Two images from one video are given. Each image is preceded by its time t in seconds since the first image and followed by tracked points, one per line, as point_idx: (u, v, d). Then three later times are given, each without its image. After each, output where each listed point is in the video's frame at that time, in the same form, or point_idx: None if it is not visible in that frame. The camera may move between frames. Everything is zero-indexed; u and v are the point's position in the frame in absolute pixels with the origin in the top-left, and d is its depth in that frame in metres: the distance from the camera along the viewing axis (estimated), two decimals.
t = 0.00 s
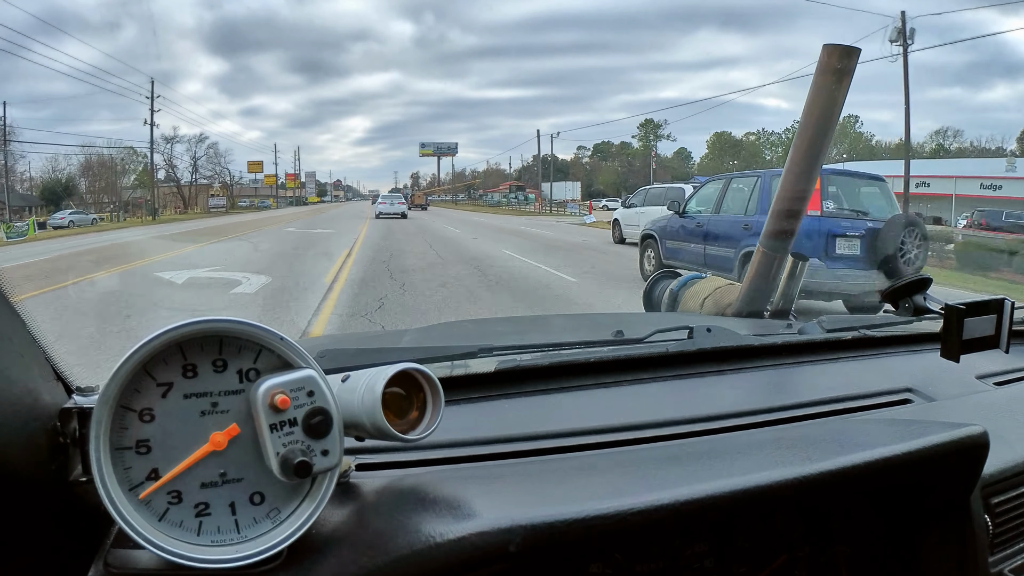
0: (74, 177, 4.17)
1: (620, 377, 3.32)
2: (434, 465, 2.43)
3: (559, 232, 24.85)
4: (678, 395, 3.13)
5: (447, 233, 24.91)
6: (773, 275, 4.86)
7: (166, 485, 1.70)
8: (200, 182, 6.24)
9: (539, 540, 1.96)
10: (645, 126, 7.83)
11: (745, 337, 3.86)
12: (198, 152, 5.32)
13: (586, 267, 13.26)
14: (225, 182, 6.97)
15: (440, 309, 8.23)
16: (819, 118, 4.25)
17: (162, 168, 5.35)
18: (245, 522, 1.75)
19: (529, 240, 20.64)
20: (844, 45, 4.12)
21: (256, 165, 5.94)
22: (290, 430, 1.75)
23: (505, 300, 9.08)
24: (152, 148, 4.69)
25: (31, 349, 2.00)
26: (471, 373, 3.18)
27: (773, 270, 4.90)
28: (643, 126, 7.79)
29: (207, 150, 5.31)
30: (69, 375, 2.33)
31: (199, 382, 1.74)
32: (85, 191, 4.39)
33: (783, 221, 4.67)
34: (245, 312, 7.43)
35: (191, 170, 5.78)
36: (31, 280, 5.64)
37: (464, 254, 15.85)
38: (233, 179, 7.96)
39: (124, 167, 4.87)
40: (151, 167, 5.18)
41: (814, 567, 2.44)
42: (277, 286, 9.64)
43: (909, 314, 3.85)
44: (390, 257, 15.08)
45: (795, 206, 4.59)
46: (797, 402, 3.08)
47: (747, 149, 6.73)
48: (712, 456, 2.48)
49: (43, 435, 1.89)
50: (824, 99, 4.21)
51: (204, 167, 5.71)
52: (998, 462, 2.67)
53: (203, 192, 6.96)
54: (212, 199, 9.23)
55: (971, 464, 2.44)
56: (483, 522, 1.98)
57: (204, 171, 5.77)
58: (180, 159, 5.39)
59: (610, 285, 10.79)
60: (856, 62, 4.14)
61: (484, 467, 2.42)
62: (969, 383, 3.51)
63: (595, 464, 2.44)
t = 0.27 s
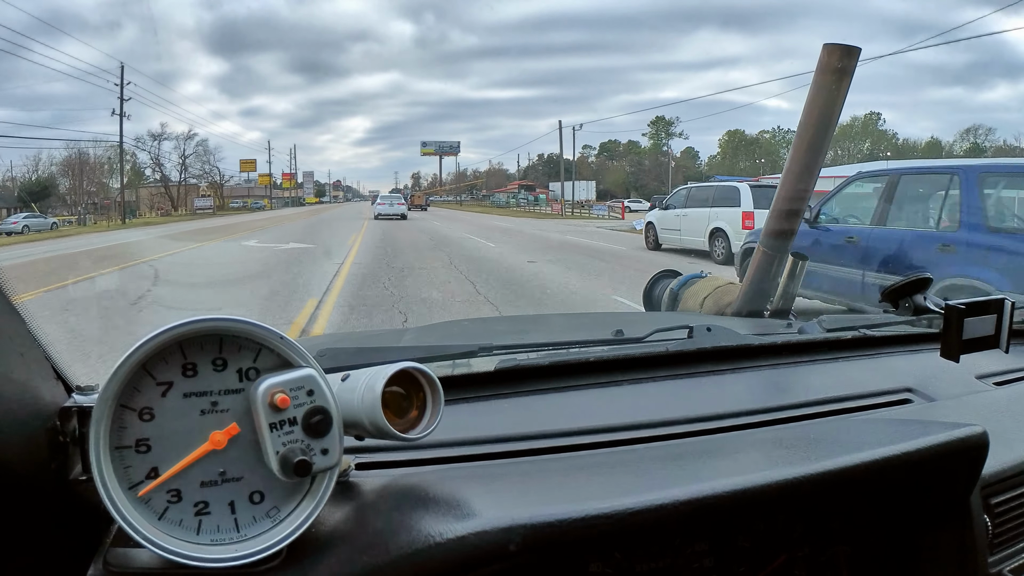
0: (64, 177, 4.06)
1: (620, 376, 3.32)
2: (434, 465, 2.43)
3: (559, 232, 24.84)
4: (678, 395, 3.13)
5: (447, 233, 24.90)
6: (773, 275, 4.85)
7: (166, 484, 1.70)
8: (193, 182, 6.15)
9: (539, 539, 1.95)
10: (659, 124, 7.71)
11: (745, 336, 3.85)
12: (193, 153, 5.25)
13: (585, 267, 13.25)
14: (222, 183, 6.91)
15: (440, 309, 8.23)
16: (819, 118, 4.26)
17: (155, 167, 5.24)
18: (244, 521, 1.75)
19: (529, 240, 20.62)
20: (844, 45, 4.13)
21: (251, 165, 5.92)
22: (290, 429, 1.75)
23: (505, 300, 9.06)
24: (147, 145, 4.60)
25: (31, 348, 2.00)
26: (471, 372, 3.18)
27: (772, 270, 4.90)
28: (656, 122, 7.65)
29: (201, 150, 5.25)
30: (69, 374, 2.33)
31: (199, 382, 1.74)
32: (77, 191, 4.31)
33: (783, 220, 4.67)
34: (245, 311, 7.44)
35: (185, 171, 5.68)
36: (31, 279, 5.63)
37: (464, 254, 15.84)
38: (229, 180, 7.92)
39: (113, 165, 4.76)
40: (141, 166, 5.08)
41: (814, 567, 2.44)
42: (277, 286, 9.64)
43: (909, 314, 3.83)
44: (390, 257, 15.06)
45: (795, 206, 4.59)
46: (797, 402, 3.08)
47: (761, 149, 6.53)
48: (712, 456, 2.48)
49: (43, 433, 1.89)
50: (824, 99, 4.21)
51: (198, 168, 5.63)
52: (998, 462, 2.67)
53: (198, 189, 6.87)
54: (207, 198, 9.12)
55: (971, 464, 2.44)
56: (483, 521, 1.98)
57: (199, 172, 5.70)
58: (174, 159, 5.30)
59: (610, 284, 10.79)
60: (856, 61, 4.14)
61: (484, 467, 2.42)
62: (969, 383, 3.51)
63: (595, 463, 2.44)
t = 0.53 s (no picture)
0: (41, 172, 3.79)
1: (620, 377, 3.32)
2: (433, 465, 2.43)
3: (559, 233, 24.84)
4: (678, 395, 3.13)
5: (447, 233, 24.89)
6: (773, 275, 4.85)
7: (165, 484, 1.70)
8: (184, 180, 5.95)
9: (539, 540, 1.95)
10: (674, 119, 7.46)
11: (745, 336, 3.86)
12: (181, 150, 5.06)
13: (585, 268, 13.24)
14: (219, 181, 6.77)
15: (439, 309, 8.23)
16: (819, 118, 4.26)
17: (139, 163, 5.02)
18: (244, 521, 1.75)
19: (529, 240, 20.63)
20: (844, 45, 4.13)
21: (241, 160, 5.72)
22: (290, 429, 1.75)
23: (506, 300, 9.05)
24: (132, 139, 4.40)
25: (31, 348, 2.00)
26: (471, 372, 3.18)
27: (772, 270, 4.90)
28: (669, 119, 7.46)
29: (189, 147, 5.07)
30: (70, 374, 2.33)
31: (199, 382, 1.74)
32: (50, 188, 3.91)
33: (783, 220, 4.67)
34: (246, 311, 7.45)
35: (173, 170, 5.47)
36: (31, 279, 5.64)
37: (464, 254, 15.84)
38: (228, 179, 7.78)
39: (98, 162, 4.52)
40: (126, 163, 4.85)
41: (814, 567, 2.44)
42: (276, 286, 9.64)
43: (909, 314, 3.81)
44: (389, 257, 15.07)
45: (795, 206, 4.59)
46: (797, 402, 3.08)
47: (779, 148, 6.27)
48: (712, 456, 2.48)
49: (44, 434, 1.89)
50: (824, 100, 4.21)
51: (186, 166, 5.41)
52: (998, 462, 2.67)
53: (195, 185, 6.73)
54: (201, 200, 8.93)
55: (971, 465, 2.44)
56: (483, 522, 1.98)
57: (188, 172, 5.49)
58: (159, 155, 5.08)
59: (609, 285, 10.80)
60: (856, 62, 4.15)
61: (484, 467, 2.42)
62: (969, 383, 3.51)
63: (595, 463, 2.44)
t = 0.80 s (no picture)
0: (15, 167, 3.38)
1: (620, 377, 3.32)
2: (434, 465, 2.43)
3: (559, 233, 24.84)
4: (678, 395, 3.13)
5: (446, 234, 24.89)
6: (773, 275, 4.85)
7: (166, 484, 1.70)
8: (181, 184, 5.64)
9: (539, 539, 1.95)
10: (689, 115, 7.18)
11: (746, 337, 3.85)
12: (173, 148, 4.72)
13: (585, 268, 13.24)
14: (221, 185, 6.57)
15: (439, 309, 8.23)
16: (819, 118, 4.26)
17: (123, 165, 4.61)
18: (245, 521, 1.75)
19: (529, 241, 20.63)
20: (844, 45, 4.13)
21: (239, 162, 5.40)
22: (290, 429, 1.75)
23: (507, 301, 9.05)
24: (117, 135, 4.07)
25: (32, 348, 2.00)
26: (471, 372, 3.18)
27: (772, 270, 4.89)
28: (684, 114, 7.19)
29: (179, 145, 4.74)
30: (70, 374, 2.33)
31: (199, 381, 1.74)
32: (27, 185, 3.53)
33: (783, 220, 4.66)
34: (246, 311, 7.46)
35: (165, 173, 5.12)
36: (31, 279, 5.64)
37: (464, 254, 15.85)
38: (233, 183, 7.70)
39: (81, 162, 4.12)
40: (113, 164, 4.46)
41: (815, 567, 2.44)
42: (276, 286, 9.63)
43: (910, 314, 3.81)
44: (389, 258, 15.07)
45: (796, 206, 4.59)
46: (798, 402, 3.08)
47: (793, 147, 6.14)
48: (712, 456, 2.48)
49: (44, 434, 1.89)
50: (824, 99, 4.21)
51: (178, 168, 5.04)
52: (998, 462, 2.67)
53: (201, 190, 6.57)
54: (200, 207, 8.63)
55: (972, 464, 2.44)
56: (483, 521, 1.98)
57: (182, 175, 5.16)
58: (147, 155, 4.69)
59: (609, 285, 10.80)
60: (856, 62, 4.15)
61: (485, 467, 2.42)
62: (969, 383, 3.51)
63: (596, 463, 2.44)
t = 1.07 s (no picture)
0: None
1: (620, 377, 3.32)
2: (434, 465, 2.43)
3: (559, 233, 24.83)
4: (678, 395, 3.13)
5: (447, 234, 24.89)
6: (773, 275, 4.84)
7: (166, 484, 1.70)
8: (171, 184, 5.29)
9: (539, 539, 1.95)
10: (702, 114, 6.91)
11: (746, 336, 3.85)
12: (158, 144, 4.34)
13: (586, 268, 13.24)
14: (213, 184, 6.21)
15: (440, 309, 8.23)
16: (820, 117, 4.26)
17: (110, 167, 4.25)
18: (245, 521, 1.75)
19: (529, 241, 20.63)
20: (845, 45, 4.14)
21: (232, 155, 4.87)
22: (290, 429, 1.75)
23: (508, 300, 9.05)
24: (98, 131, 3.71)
25: (32, 348, 2.00)
26: (471, 372, 3.18)
27: (773, 269, 4.89)
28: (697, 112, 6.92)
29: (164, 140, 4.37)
30: (70, 374, 2.33)
31: (199, 381, 1.74)
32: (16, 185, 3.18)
33: (783, 220, 4.66)
34: (246, 311, 7.46)
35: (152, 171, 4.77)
36: (31, 280, 5.64)
37: (464, 254, 15.86)
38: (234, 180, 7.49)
39: (63, 163, 3.74)
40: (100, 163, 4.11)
41: (814, 567, 2.44)
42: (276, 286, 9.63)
43: (910, 314, 3.80)
44: (389, 258, 15.08)
45: (796, 205, 4.59)
46: (798, 402, 3.08)
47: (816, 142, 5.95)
48: (712, 456, 2.48)
49: (44, 434, 1.89)
50: (824, 99, 4.21)
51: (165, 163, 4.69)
52: (998, 462, 2.67)
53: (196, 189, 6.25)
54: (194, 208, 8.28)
55: (972, 464, 2.44)
56: (483, 521, 1.98)
57: (165, 172, 4.78)
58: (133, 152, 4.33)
59: (610, 285, 10.80)
60: (857, 61, 4.15)
61: (485, 467, 2.42)
62: (969, 383, 3.51)
63: (596, 463, 2.44)
